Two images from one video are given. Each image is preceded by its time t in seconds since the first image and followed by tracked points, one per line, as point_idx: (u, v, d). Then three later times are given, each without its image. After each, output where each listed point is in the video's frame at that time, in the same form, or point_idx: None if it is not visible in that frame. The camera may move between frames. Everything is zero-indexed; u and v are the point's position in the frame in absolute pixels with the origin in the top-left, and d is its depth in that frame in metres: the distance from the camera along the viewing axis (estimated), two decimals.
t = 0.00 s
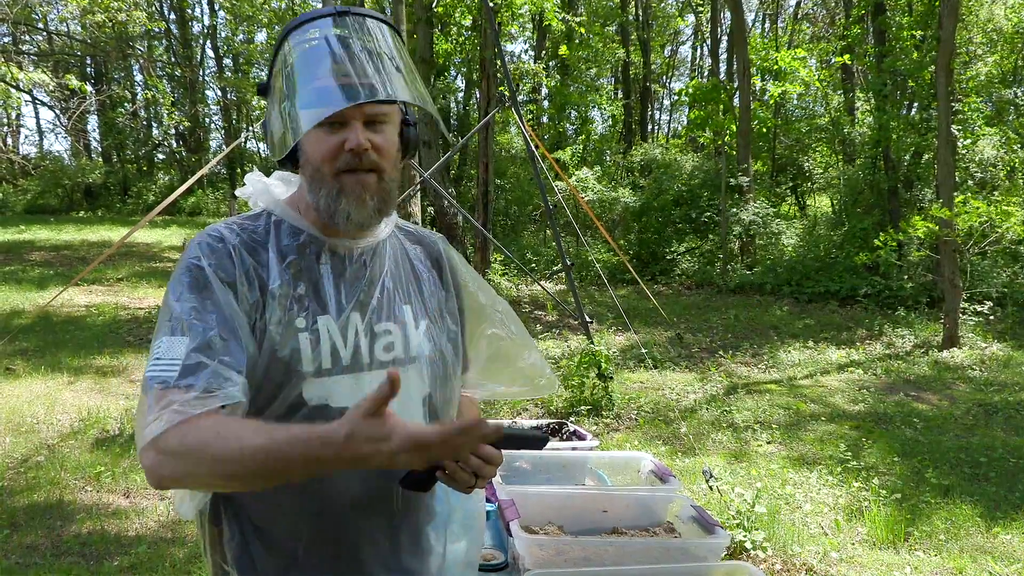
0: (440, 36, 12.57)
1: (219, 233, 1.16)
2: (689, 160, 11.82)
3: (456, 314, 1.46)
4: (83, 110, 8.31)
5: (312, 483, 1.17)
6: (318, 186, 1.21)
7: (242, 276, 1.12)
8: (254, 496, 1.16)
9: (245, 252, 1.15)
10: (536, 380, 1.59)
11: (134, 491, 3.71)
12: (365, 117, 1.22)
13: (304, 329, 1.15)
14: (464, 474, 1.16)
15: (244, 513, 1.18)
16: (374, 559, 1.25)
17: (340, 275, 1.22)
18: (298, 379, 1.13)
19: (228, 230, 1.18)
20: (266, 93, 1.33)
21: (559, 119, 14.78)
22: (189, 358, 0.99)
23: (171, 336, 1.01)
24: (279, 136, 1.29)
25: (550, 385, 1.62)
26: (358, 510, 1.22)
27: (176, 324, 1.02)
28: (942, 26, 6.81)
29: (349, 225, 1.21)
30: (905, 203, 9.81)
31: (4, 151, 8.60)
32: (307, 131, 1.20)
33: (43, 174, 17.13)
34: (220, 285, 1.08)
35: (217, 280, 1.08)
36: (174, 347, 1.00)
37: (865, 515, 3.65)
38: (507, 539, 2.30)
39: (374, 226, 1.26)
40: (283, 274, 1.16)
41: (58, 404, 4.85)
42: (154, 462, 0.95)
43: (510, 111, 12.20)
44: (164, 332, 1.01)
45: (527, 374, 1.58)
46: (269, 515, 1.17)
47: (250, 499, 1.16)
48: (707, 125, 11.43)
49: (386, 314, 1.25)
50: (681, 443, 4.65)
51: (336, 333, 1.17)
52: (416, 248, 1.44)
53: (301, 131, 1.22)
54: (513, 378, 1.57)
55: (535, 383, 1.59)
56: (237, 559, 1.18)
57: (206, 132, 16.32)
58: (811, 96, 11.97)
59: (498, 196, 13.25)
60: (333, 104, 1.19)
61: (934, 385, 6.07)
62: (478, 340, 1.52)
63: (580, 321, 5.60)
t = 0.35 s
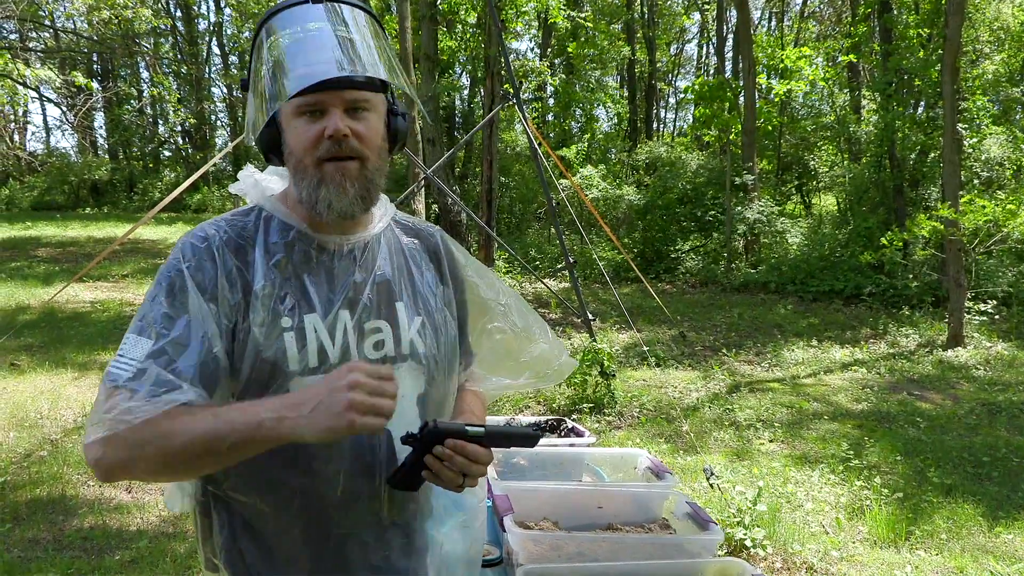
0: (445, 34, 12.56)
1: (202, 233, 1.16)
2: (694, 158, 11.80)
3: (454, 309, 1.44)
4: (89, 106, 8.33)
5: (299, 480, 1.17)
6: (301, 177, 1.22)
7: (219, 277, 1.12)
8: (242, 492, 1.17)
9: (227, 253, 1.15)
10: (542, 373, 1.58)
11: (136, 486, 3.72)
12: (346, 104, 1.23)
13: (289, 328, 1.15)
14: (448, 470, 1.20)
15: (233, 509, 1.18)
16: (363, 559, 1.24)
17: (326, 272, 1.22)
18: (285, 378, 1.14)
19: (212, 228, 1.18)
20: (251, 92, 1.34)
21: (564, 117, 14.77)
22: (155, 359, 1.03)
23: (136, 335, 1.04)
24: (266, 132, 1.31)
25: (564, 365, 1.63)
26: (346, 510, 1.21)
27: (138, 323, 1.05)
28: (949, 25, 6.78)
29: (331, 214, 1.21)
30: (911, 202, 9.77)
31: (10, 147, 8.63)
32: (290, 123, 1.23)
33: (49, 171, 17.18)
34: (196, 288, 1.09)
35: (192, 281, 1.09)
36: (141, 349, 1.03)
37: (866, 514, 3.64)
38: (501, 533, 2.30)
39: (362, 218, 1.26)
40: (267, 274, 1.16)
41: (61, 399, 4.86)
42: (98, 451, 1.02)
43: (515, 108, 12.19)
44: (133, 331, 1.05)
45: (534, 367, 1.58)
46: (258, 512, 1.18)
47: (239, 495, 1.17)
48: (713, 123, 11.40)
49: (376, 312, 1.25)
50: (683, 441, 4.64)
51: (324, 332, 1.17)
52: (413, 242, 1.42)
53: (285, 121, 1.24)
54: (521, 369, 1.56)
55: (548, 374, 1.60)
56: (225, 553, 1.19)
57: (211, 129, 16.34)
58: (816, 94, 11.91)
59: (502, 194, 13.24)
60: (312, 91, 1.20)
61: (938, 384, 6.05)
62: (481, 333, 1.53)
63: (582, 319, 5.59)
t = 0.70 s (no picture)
0: (452, 32, 12.55)
1: (190, 228, 1.17)
2: (703, 155, 11.76)
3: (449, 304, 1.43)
4: (100, 107, 8.40)
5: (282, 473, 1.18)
6: (294, 173, 1.22)
7: (203, 273, 1.13)
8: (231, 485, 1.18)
9: (213, 250, 1.16)
10: (540, 372, 1.60)
11: (145, 483, 3.75)
12: (340, 98, 1.23)
13: (276, 323, 1.16)
14: (409, 477, 1.18)
15: (223, 501, 1.20)
16: (351, 553, 1.24)
17: (314, 266, 1.22)
18: (272, 371, 1.15)
19: (202, 223, 1.19)
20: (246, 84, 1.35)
21: (573, 115, 14.74)
22: (141, 361, 1.07)
23: (128, 332, 1.09)
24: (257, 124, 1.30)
25: (567, 364, 1.64)
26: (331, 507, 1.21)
27: (127, 325, 1.10)
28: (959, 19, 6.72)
29: (324, 211, 1.21)
30: (922, 198, 9.69)
31: (23, 148, 8.71)
32: (284, 119, 1.23)
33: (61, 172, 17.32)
34: (182, 288, 1.11)
35: (178, 281, 1.11)
36: (129, 350, 1.08)
37: (874, 510, 3.62)
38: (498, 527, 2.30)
39: (354, 215, 1.26)
40: (253, 270, 1.16)
41: (72, 398, 4.90)
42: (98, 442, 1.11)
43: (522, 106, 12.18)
44: (124, 328, 1.10)
45: (534, 364, 1.59)
46: (247, 504, 1.19)
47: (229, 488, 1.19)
48: (722, 120, 11.35)
49: (366, 307, 1.25)
50: (691, 437, 4.63)
51: (310, 327, 1.18)
52: (408, 236, 1.40)
53: (278, 114, 1.24)
54: (519, 367, 1.57)
55: (547, 371, 1.61)
56: (214, 541, 1.21)
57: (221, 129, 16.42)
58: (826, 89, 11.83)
59: (511, 192, 13.24)
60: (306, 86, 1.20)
61: (949, 381, 6.00)
62: (480, 329, 1.52)
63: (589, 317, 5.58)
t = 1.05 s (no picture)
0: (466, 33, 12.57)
1: (188, 223, 1.17)
2: (717, 159, 11.71)
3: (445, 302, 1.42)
4: (117, 104, 8.49)
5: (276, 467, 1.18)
6: (295, 169, 1.22)
7: (200, 270, 1.14)
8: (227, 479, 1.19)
9: (209, 245, 1.16)
10: (538, 375, 1.61)
11: (153, 476, 3.78)
12: (342, 94, 1.23)
13: (270, 318, 1.16)
14: (396, 479, 1.17)
15: (219, 493, 1.21)
16: (344, 548, 1.25)
17: (311, 263, 1.22)
18: (267, 365, 1.16)
19: (199, 219, 1.19)
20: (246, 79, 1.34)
21: (588, 117, 14.72)
22: (138, 355, 1.08)
23: (125, 327, 1.10)
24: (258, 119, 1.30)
25: (564, 366, 1.64)
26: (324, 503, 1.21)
27: (124, 319, 1.11)
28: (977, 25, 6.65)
29: (325, 205, 1.21)
30: (938, 204, 9.59)
31: (41, 144, 8.81)
32: (285, 114, 1.23)
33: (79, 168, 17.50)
34: (178, 283, 1.11)
35: (174, 276, 1.11)
36: (126, 345, 1.09)
37: (881, 517, 3.58)
38: (494, 524, 2.31)
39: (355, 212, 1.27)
40: (249, 265, 1.17)
41: (83, 391, 4.94)
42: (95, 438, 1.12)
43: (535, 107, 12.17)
44: (122, 322, 1.10)
45: (528, 365, 1.59)
46: (241, 496, 1.20)
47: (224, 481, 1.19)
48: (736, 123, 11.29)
49: (362, 303, 1.25)
50: (698, 441, 4.61)
51: (306, 323, 1.18)
52: (405, 233, 1.40)
53: (278, 111, 1.24)
54: (514, 369, 1.58)
55: (543, 373, 1.62)
56: (209, 533, 1.22)
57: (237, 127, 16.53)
58: (843, 94, 11.73)
59: (523, 193, 13.24)
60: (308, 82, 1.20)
61: (962, 389, 5.93)
62: (478, 330, 1.53)
63: (599, 319, 5.56)
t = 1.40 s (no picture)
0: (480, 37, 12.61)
1: (193, 223, 1.14)
2: (730, 166, 11.69)
3: (437, 292, 1.49)
4: (134, 103, 8.57)
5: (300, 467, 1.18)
6: (362, 197, 1.24)
7: (210, 271, 1.11)
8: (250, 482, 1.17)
9: (219, 243, 1.14)
10: (527, 356, 1.66)
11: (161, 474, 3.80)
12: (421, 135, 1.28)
13: (285, 314, 1.15)
14: (423, 469, 1.22)
15: (236, 500, 1.18)
16: (364, 547, 1.27)
17: (325, 261, 1.23)
18: (282, 362, 1.15)
19: (204, 218, 1.16)
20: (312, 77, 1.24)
21: (601, 122, 14.72)
22: (153, 361, 1.05)
23: (132, 332, 1.06)
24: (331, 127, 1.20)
25: (548, 347, 1.70)
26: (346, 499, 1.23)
27: (130, 325, 1.07)
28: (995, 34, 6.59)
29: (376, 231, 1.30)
30: (952, 214, 9.51)
31: (58, 142, 8.91)
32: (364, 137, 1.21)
33: (95, 166, 17.68)
34: (190, 283, 1.08)
35: (184, 275, 1.08)
36: (137, 351, 1.05)
37: (889, 528, 3.55)
38: (495, 527, 2.31)
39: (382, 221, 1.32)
40: (261, 262, 1.16)
41: (94, 387, 4.98)
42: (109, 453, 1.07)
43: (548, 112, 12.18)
44: (127, 328, 1.06)
45: (516, 351, 1.65)
46: (262, 500, 1.18)
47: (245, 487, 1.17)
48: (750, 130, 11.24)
49: (369, 295, 1.27)
50: (705, 448, 4.59)
51: (320, 317, 1.19)
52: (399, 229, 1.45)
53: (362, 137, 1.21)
54: (503, 354, 1.63)
55: (531, 356, 1.67)
56: (229, 543, 1.20)
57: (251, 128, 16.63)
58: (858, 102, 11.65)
59: (534, 197, 13.24)
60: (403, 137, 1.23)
61: (973, 400, 5.87)
62: (465, 320, 1.58)
63: (608, 324, 5.54)
